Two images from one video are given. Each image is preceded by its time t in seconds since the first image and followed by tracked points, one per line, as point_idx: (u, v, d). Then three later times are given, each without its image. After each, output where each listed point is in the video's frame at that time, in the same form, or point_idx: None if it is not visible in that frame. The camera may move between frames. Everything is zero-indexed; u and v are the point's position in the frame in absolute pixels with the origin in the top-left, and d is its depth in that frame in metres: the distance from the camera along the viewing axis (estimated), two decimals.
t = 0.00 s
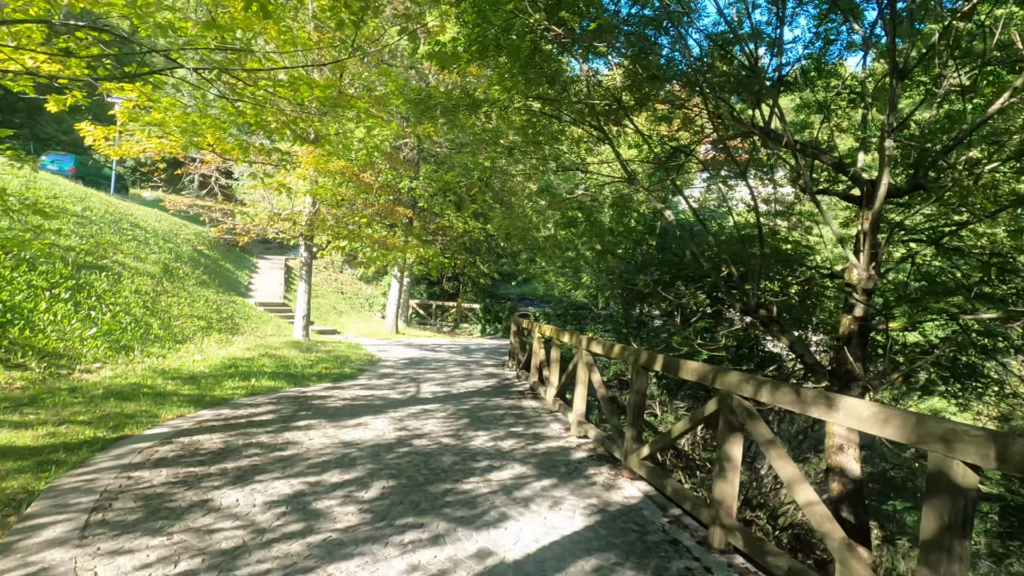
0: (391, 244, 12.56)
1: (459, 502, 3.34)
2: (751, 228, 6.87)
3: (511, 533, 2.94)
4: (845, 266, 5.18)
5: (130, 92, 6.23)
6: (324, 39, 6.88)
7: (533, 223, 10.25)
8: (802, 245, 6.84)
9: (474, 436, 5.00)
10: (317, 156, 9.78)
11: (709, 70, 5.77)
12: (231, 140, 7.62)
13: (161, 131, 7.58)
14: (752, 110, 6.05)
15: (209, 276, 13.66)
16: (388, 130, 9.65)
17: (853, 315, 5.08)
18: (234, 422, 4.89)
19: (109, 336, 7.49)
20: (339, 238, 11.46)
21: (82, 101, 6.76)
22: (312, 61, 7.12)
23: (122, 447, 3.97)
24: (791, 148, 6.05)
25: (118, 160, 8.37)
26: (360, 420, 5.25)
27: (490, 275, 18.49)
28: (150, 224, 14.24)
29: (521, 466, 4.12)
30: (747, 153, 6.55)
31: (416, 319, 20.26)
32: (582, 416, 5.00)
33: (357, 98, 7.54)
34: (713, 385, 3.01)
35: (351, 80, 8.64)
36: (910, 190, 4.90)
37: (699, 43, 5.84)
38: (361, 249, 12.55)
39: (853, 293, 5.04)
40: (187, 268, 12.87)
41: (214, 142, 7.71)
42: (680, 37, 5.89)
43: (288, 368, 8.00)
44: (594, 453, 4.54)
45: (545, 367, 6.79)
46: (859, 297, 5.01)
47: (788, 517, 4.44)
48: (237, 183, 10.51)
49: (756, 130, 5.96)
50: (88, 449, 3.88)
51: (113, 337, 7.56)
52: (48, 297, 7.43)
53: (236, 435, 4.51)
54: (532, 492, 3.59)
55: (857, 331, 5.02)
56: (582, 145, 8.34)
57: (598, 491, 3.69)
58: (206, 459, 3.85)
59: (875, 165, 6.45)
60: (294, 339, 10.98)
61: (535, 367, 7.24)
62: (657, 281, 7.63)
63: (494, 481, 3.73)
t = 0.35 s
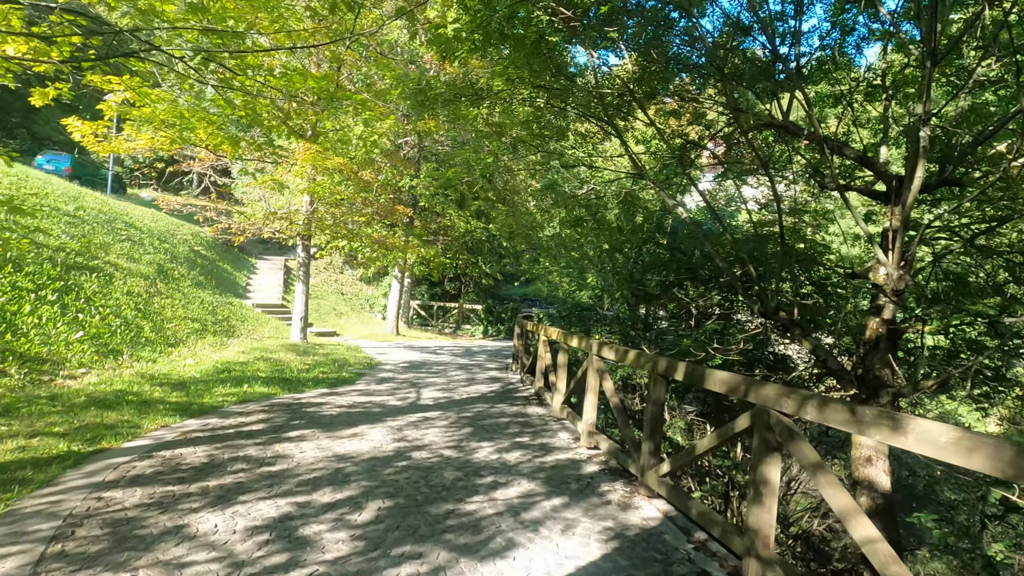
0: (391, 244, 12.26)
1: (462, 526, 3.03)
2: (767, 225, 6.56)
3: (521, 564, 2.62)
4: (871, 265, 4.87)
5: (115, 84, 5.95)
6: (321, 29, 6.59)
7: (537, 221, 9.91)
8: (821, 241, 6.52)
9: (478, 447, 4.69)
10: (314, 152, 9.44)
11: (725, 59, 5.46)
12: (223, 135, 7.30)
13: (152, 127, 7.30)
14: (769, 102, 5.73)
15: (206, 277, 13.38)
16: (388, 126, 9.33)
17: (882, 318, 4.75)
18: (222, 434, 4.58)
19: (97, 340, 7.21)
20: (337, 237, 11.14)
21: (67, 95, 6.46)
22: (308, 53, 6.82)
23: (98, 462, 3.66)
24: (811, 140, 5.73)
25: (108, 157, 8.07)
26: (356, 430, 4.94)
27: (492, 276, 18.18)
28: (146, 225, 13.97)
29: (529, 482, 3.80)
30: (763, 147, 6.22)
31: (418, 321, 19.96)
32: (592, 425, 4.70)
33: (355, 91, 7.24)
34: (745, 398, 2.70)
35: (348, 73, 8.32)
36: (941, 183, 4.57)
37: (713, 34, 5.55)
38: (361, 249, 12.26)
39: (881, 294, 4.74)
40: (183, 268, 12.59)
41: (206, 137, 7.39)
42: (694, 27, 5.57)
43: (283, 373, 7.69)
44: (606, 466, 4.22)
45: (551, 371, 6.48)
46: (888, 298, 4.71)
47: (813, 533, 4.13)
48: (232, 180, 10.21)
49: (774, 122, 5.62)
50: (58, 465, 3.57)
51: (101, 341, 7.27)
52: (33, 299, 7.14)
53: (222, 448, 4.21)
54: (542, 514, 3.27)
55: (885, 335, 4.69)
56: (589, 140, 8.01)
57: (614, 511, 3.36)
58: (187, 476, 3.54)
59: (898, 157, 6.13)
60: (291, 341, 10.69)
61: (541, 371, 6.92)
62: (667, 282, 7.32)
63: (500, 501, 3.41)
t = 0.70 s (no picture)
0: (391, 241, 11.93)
1: (458, 552, 2.69)
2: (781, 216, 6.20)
3: None
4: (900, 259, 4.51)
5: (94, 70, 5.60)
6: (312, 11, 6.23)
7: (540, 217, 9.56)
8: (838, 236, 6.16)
9: (477, 456, 4.35)
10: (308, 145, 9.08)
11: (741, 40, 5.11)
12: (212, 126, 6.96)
13: (137, 118, 6.96)
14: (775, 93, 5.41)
15: (201, 275, 13.07)
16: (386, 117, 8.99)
17: (913, 318, 4.40)
18: (202, 442, 4.26)
19: (80, 341, 6.89)
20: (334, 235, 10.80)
21: (45, 83, 6.12)
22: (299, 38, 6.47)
23: (59, 477, 3.34)
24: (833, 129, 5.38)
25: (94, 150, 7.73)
26: (347, 438, 4.61)
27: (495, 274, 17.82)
28: (140, 222, 13.66)
29: (532, 498, 3.47)
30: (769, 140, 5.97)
31: (419, 320, 19.62)
32: (600, 434, 4.36)
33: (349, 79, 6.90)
34: (779, 409, 2.35)
35: (344, 62, 7.97)
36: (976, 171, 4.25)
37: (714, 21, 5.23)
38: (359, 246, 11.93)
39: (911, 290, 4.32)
40: (177, 267, 12.28)
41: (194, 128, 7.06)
42: (701, 14, 5.24)
43: (275, 375, 7.36)
44: (616, 478, 3.89)
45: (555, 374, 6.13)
46: (919, 295, 4.29)
47: (836, 550, 3.82)
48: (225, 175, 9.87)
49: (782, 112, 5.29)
50: (14, 480, 3.24)
51: (85, 341, 6.95)
52: (14, 298, 6.82)
53: (200, 459, 3.88)
54: (547, 536, 2.93)
55: (916, 337, 4.36)
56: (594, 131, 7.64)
57: (626, 533, 3.03)
58: (155, 493, 3.21)
59: (922, 147, 5.78)
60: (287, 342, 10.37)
61: (544, 373, 6.58)
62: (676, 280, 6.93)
63: (500, 521, 3.08)
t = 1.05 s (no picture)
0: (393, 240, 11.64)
1: None
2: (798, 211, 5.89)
3: None
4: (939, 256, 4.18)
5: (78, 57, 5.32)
6: None
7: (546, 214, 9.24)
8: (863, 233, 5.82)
9: (480, 467, 4.04)
10: (307, 140, 8.78)
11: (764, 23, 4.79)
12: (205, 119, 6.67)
13: (127, 111, 6.68)
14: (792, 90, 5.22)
15: (200, 276, 12.82)
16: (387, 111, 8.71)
17: (950, 319, 4.07)
18: (185, 453, 3.97)
19: (67, 343, 6.62)
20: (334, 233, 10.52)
21: (29, 73, 5.86)
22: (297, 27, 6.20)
23: (20, 493, 3.04)
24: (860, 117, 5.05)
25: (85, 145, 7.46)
26: (341, 448, 4.31)
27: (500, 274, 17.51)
28: (139, 222, 13.43)
29: (539, 517, 3.15)
30: (785, 132, 5.84)
31: (423, 321, 19.34)
32: (612, 443, 4.05)
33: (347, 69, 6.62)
34: (828, 425, 2.02)
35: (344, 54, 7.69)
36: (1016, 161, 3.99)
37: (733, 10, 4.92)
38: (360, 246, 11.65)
39: (950, 288, 3.98)
40: (175, 267, 12.04)
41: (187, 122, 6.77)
42: None
43: (271, 378, 7.07)
44: (630, 493, 3.58)
45: (563, 378, 5.82)
46: (959, 294, 3.96)
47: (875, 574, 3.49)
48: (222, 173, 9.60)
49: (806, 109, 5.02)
50: None
51: (73, 344, 6.69)
52: None
53: (180, 472, 3.58)
54: (557, 564, 2.62)
55: (955, 340, 4.02)
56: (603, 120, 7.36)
57: (645, 559, 2.71)
58: (124, 512, 2.91)
59: (954, 138, 5.43)
60: (286, 343, 10.11)
61: (551, 377, 6.27)
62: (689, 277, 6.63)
63: (505, 545, 2.77)
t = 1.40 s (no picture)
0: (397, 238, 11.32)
1: None
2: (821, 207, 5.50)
3: None
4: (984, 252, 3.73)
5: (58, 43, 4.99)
6: None
7: (554, 212, 8.89)
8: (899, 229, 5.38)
9: (487, 484, 3.71)
10: (306, 136, 8.49)
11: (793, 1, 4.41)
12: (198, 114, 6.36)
13: (117, 105, 6.38)
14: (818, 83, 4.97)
15: (199, 277, 12.55)
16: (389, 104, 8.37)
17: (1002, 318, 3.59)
18: (167, 469, 3.65)
19: (54, 347, 6.32)
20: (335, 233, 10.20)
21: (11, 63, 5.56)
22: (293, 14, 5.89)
23: None
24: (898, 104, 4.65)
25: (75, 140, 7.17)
26: (337, 463, 3.98)
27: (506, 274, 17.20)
28: (138, 222, 13.17)
29: (555, 545, 2.81)
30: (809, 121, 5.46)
31: (427, 322, 19.05)
32: (632, 458, 3.70)
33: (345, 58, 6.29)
34: (908, 453, 1.69)
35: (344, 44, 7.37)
36: None
37: None
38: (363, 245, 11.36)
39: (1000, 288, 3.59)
40: (174, 268, 11.76)
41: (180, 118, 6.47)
42: None
43: (267, 383, 6.76)
44: (653, 516, 3.24)
45: (575, 383, 5.47)
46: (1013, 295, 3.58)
47: None
48: (219, 171, 9.30)
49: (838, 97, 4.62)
50: None
51: (61, 348, 6.39)
52: None
53: (157, 492, 3.24)
54: None
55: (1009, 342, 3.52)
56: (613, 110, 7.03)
57: None
58: (88, 544, 2.58)
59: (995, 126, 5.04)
60: (286, 346, 9.82)
61: (561, 382, 5.92)
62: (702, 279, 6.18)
63: None
